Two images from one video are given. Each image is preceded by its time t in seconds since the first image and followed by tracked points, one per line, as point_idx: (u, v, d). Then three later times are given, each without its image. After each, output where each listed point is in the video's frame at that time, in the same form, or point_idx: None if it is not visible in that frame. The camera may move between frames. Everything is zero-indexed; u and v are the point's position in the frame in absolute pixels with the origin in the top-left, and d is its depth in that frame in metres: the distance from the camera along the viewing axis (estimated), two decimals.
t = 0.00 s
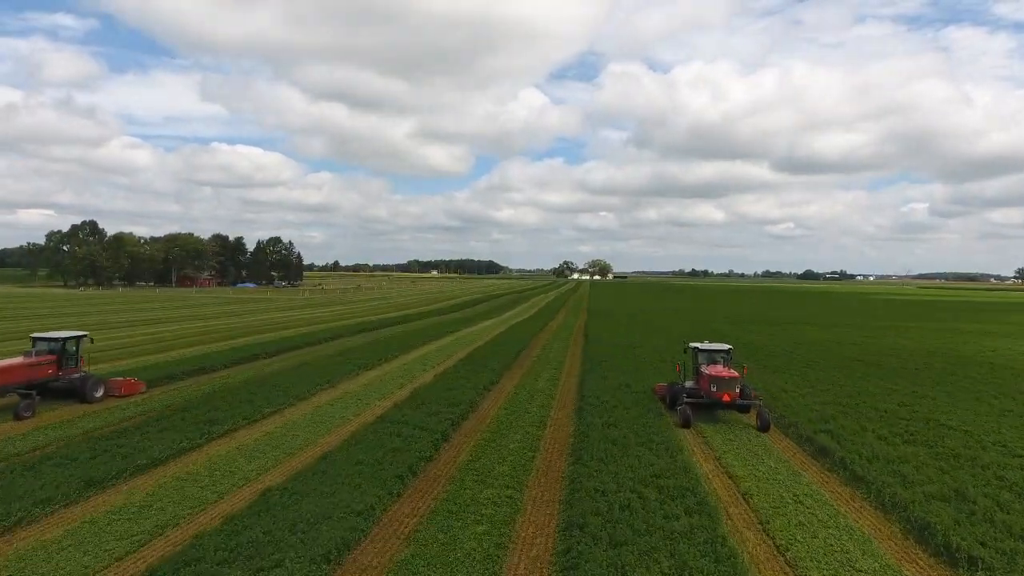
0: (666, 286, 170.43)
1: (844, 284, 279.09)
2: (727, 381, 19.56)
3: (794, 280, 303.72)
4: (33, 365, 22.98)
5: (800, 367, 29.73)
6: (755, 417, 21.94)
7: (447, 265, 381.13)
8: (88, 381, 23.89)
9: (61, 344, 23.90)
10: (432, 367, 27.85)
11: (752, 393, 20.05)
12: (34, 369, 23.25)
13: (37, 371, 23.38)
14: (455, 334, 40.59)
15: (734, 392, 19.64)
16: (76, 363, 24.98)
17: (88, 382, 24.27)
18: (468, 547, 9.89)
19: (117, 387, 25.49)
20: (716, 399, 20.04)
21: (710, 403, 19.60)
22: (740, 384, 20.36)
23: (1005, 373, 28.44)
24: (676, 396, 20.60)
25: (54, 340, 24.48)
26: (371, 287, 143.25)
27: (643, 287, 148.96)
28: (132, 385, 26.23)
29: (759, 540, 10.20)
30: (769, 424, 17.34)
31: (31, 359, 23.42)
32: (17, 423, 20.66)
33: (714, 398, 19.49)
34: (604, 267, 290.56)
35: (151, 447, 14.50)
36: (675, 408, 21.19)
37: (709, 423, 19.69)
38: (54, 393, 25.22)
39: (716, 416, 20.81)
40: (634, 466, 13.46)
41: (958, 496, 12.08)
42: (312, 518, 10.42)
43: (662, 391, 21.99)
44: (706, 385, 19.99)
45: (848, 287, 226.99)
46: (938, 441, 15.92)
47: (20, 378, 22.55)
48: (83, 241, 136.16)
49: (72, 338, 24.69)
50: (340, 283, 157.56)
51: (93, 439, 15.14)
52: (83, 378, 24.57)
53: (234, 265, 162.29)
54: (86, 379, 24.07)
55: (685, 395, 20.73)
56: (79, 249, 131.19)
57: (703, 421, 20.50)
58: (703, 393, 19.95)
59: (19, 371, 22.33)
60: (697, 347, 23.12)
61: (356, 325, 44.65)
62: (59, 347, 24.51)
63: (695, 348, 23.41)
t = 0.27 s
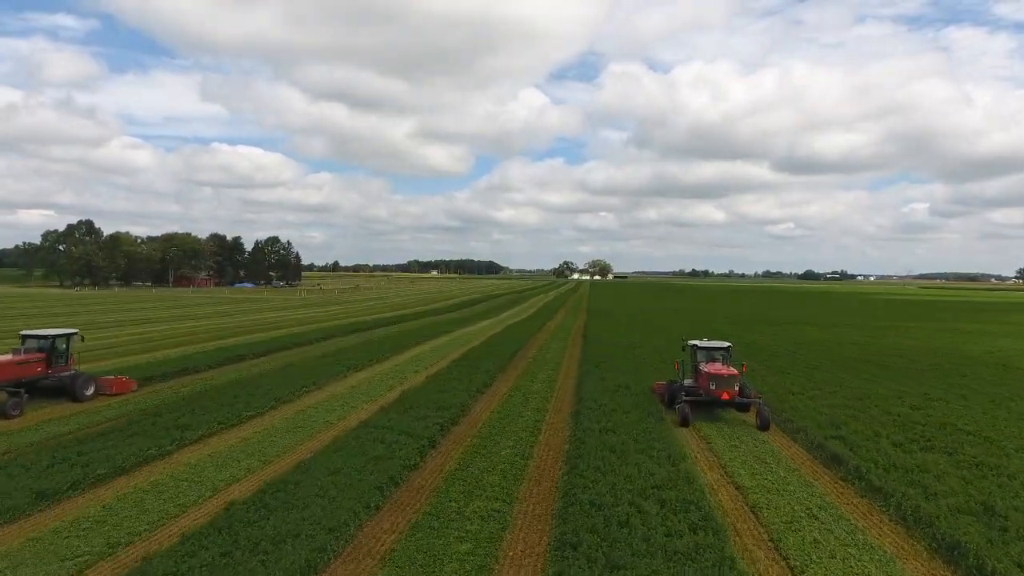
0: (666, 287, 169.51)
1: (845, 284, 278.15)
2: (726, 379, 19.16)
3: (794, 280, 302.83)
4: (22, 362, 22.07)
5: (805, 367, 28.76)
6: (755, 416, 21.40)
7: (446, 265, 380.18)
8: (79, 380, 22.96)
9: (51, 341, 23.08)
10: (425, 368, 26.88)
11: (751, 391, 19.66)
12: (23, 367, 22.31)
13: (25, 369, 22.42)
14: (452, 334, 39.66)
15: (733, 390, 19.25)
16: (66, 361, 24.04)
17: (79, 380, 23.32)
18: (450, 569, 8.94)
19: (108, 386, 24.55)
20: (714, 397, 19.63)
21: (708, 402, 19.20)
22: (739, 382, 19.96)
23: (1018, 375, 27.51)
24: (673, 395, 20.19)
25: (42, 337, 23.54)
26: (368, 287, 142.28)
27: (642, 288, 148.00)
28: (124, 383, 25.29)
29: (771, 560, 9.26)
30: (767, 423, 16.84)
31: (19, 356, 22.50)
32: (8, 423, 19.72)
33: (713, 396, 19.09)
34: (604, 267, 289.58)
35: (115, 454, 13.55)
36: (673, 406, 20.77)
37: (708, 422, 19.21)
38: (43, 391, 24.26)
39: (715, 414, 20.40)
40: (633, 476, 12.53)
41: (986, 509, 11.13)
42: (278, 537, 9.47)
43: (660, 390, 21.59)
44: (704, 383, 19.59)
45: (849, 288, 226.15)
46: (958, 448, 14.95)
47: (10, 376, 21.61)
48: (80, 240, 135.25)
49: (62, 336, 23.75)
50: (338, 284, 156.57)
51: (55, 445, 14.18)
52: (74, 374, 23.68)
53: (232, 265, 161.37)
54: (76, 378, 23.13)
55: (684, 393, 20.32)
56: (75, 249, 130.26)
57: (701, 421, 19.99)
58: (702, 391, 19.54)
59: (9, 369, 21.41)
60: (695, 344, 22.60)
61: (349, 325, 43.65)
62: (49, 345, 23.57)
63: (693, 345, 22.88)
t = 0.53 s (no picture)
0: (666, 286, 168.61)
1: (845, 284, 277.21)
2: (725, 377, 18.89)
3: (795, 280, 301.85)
4: (11, 361, 21.09)
5: (809, 368, 27.81)
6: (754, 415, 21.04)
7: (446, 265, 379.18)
8: (69, 378, 21.96)
9: (42, 338, 22.09)
10: (417, 368, 25.90)
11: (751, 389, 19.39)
12: (12, 366, 21.35)
13: (14, 367, 21.46)
14: (446, 334, 38.68)
15: (732, 388, 18.99)
16: (56, 359, 23.03)
17: (69, 378, 22.31)
18: None
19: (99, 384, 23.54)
20: (713, 396, 19.37)
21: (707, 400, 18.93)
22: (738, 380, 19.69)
23: None
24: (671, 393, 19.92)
25: (30, 334, 22.51)
26: (366, 288, 141.33)
27: (642, 288, 146.98)
28: (114, 381, 24.30)
29: None
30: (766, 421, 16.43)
31: (7, 354, 21.50)
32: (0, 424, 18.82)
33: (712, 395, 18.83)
34: (604, 267, 288.56)
35: (74, 463, 12.60)
36: (671, 404, 20.51)
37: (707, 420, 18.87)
38: (32, 389, 23.25)
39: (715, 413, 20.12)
40: (632, 487, 11.58)
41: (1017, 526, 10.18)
42: (235, 560, 8.52)
43: (658, 387, 21.32)
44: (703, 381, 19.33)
45: (850, 287, 224.97)
46: (979, 456, 14.00)
47: None
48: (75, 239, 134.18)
49: (52, 333, 22.75)
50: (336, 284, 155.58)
51: (13, 452, 13.23)
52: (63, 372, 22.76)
53: (229, 264, 160.32)
54: (66, 376, 22.11)
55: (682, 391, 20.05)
56: (71, 249, 129.30)
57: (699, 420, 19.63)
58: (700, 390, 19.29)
59: None
60: (694, 343, 22.21)
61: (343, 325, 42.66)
62: (38, 342, 22.56)
63: (692, 344, 22.48)
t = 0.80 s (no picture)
0: (666, 286, 167.74)
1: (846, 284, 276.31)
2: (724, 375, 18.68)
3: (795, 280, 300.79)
4: None
5: (813, 369, 26.93)
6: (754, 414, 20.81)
7: (445, 265, 378.28)
8: (59, 377, 20.99)
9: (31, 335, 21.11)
10: (408, 370, 24.89)
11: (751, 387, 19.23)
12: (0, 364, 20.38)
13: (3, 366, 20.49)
14: (441, 334, 37.75)
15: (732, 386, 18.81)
16: (45, 357, 22.05)
17: (59, 376, 21.33)
18: None
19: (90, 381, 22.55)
20: (712, 394, 19.21)
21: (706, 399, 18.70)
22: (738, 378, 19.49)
23: None
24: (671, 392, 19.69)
25: (19, 331, 21.54)
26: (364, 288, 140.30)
27: (642, 288, 146.02)
28: (106, 380, 23.28)
29: None
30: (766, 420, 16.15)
31: None
32: None
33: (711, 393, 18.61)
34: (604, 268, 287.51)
35: (24, 474, 11.60)
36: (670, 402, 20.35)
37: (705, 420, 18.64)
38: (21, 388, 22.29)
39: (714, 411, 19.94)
40: (631, 501, 10.60)
41: None
42: None
43: (657, 386, 21.10)
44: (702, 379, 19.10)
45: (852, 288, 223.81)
46: (1003, 465, 13.04)
47: None
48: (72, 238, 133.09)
49: (41, 331, 21.82)
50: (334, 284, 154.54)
51: None
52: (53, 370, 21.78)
53: (227, 264, 159.31)
54: (56, 373, 21.13)
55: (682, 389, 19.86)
56: (67, 249, 128.23)
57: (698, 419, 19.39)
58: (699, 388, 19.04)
59: None
60: (694, 340, 21.90)
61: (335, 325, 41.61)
62: (27, 340, 21.62)
63: (691, 341, 22.16)
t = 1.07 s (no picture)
0: (666, 286, 166.24)
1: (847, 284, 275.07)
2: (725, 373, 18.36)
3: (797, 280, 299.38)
4: None
5: (820, 370, 25.91)
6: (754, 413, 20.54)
7: (445, 266, 376.38)
8: (50, 374, 20.13)
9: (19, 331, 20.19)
10: (400, 371, 23.87)
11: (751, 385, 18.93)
12: None
13: None
14: (437, 334, 36.79)
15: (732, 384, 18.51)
16: (36, 355, 21.16)
17: (49, 374, 20.44)
18: None
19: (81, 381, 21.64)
20: (712, 393, 18.89)
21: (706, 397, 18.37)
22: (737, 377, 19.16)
23: None
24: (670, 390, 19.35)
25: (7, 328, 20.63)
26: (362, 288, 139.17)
27: (642, 287, 144.84)
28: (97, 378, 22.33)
29: None
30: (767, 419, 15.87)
31: None
32: None
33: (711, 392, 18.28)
34: (604, 268, 286.33)
35: None
36: (669, 401, 20.01)
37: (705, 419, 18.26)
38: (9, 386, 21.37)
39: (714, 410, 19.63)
40: (629, 519, 9.59)
41: None
42: None
43: (656, 385, 20.76)
44: (702, 378, 18.77)
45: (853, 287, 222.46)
46: None
47: None
48: (68, 238, 132.04)
49: (30, 328, 20.96)
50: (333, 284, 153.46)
51: None
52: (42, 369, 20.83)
53: (226, 263, 158.25)
54: (46, 371, 20.28)
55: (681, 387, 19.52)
56: (63, 248, 127.25)
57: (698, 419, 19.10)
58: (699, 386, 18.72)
59: None
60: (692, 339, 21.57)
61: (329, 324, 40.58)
62: (17, 337, 20.77)
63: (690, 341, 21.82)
